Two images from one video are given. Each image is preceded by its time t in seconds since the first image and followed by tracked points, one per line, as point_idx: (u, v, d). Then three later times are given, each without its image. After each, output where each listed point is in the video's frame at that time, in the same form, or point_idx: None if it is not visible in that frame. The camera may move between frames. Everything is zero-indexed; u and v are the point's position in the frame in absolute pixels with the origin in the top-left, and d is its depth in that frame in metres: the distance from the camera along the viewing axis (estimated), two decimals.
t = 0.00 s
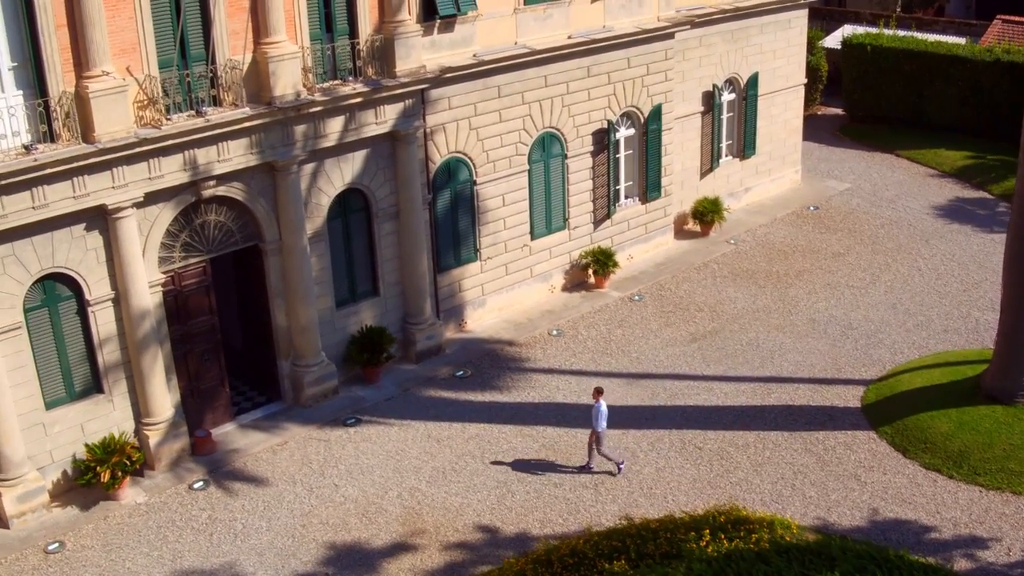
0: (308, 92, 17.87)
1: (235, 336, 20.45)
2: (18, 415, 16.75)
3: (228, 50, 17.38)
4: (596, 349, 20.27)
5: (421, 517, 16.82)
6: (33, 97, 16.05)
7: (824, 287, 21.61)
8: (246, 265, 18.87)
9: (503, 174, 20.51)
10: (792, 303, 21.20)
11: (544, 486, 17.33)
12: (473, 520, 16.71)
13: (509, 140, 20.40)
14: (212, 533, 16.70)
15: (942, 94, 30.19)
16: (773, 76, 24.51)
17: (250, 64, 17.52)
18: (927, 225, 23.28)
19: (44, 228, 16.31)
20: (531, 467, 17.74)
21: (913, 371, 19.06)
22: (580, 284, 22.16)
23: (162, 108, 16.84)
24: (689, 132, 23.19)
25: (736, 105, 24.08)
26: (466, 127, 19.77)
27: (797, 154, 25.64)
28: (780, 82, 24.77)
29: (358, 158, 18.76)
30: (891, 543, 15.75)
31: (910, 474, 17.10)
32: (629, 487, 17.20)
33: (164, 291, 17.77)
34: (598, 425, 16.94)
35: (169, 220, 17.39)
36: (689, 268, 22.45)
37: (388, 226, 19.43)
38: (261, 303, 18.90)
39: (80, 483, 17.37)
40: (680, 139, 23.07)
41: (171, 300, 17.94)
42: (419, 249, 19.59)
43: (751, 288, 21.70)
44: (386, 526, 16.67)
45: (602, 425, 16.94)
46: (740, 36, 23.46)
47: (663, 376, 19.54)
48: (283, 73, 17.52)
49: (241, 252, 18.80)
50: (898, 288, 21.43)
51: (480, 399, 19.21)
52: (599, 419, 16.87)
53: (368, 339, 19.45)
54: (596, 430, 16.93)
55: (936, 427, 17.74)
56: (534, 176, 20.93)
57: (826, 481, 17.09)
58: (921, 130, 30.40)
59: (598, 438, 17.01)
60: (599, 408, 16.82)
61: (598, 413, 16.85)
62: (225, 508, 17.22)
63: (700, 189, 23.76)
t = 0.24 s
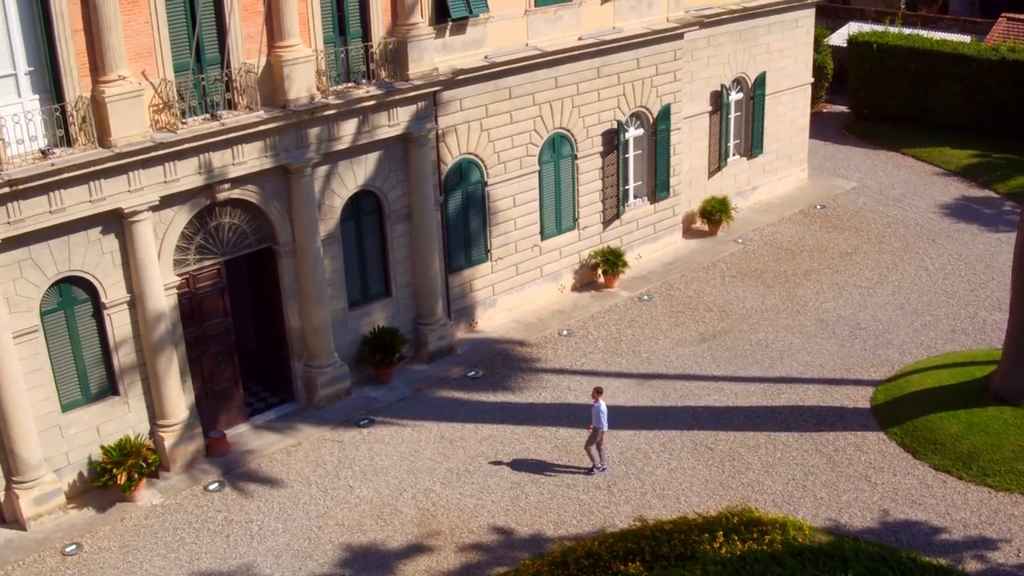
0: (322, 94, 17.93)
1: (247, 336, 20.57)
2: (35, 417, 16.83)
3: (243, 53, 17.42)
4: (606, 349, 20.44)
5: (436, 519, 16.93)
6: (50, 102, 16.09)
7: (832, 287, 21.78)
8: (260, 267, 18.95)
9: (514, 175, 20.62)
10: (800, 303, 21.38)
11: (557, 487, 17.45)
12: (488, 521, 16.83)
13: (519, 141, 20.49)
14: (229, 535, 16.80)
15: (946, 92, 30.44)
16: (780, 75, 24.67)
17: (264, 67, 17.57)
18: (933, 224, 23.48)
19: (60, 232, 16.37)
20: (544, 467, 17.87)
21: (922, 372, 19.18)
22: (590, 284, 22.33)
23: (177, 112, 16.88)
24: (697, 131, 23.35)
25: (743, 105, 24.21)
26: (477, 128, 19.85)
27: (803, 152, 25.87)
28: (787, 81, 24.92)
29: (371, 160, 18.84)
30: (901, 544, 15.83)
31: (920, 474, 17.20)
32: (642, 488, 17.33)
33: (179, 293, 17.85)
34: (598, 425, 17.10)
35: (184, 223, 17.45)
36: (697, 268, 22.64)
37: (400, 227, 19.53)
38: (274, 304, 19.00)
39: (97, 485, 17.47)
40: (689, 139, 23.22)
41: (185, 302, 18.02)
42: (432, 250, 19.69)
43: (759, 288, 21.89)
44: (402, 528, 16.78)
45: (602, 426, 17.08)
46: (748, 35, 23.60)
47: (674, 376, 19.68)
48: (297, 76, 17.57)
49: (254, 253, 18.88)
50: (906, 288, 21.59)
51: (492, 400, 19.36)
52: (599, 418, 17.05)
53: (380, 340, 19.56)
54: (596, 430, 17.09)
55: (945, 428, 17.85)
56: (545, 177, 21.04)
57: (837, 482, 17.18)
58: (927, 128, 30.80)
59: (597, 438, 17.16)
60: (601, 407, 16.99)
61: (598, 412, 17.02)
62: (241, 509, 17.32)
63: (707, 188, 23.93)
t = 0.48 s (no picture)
0: (335, 96, 17.99)
1: (259, 336, 20.69)
2: (51, 418, 16.88)
3: (256, 55, 17.47)
4: (616, 348, 20.59)
5: (450, 518, 16.97)
6: (66, 105, 16.12)
7: (839, 286, 21.95)
8: (272, 267, 19.04)
9: (524, 175, 20.74)
10: (808, 301, 21.57)
11: (571, 487, 17.49)
12: (501, 521, 16.85)
13: (529, 141, 20.61)
14: (244, 535, 16.82)
15: (950, 90, 30.75)
16: (785, 73, 25.03)
17: (277, 69, 17.63)
18: (939, 222, 23.81)
19: (76, 234, 16.41)
20: (556, 467, 17.95)
21: (931, 371, 19.32)
22: (599, 282, 22.55)
23: (192, 115, 16.92)
24: (704, 129, 23.61)
25: (750, 103, 24.54)
26: (488, 128, 19.94)
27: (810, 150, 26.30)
28: (792, 79, 25.31)
29: (383, 161, 18.91)
30: (913, 544, 15.85)
31: (929, 474, 17.27)
32: (654, 487, 17.39)
33: (193, 295, 17.93)
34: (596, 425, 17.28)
35: (198, 225, 17.51)
36: (705, 267, 22.87)
37: (411, 227, 19.62)
38: (287, 305, 19.10)
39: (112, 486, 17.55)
40: (696, 137, 23.50)
41: (199, 303, 18.11)
42: (443, 250, 19.80)
43: (767, 287, 22.08)
44: (416, 527, 16.79)
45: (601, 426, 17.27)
46: (755, 34, 23.89)
47: (685, 376, 19.81)
48: (310, 78, 17.63)
49: (267, 254, 18.96)
50: (913, 287, 21.73)
51: (504, 399, 19.48)
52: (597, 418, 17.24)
53: (392, 340, 19.67)
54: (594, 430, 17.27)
55: (954, 428, 17.94)
56: (555, 176, 21.22)
57: (847, 482, 17.24)
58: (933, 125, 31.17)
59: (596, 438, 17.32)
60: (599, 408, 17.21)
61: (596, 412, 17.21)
62: (256, 509, 17.38)
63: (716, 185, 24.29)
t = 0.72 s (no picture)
0: (348, 96, 18.04)
1: (271, 333, 20.79)
2: (67, 418, 16.96)
3: (270, 55, 17.51)
4: (626, 345, 20.74)
5: (464, 517, 17.06)
6: (81, 107, 16.15)
7: (847, 283, 22.12)
8: (284, 266, 19.10)
9: (534, 172, 20.83)
10: (816, 298, 21.73)
11: (584, 485, 17.59)
12: (515, 520, 16.94)
13: (539, 139, 20.68)
14: (259, 533, 16.92)
15: (956, 84, 30.91)
16: (793, 69, 25.15)
17: (290, 69, 17.67)
18: (946, 218, 24.00)
19: (91, 235, 16.45)
20: (569, 465, 18.06)
21: (939, 369, 19.45)
22: (608, 279, 22.66)
23: (206, 115, 16.96)
24: (712, 126, 23.75)
25: (758, 99, 24.68)
26: (498, 127, 20.00)
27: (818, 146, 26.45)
28: (800, 76, 25.39)
29: (395, 160, 18.96)
30: (922, 542, 15.99)
31: (938, 472, 17.39)
32: (665, 485, 17.50)
33: (207, 294, 18.00)
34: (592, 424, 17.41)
35: (211, 225, 17.56)
36: (713, 264, 23.03)
37: (423, 226, 19.69)
38: (299, 303, 19.18)
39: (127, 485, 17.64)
40: (705, 133, 23.64)
41: (213, 303, 18.18)
42: (454, 248, 19.89)
43: (775, 284, 22.25)
44: (430, 526, 16.89)
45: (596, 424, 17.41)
46: (763, 30, 23.99)
47: (696, 373, 19.94)
48: (323, 78, 17.66)
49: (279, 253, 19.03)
50: (919, 284, 21.88)
51: (515, 397, 19.60)
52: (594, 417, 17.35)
53: (404, 338, 19.76)
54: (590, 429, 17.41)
55: (963, 426, 18.07)
56: (564, 174, 21.30)
57: (857, 480, 17.35)
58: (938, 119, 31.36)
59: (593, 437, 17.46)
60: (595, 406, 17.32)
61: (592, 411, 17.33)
62: (271, 507, 17.47)
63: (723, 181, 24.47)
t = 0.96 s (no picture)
0: (360, 93, 18.06)
1: (282, 327, 20.90)
2: (81, 414, 17.01)
3: (282, 53, 17.53)
4: (635, 339, 20.87)
5: (477, 512, 17.10)
6: (95, 105, 16.14)
7: (854, 277, 22.27)
8: (296, 262, 19.16)
9: (544, 167, 20.91)
10: (824, 292, 21.87)
11: (596, 481, 17.66)
12: (528, 515, 16.98)
13: (549, 134, 20.75)
14: (274, 529, 16.96)
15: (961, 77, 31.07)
16: (800, 63, 25.28)
17: (303, 67, 17.69)
18: (953, 211, 24.19)
19: (105, 232, 16.45)
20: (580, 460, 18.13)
21: (947, 364, 19.58)
22: (616, 273, 22.84)
23: (219, 113, 16.98)
24: (720, 120, 23.85)
25: (765, 93, 24.81)
26: (508, 122, 20.04)
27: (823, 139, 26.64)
28: (806, 70, 25.53)
29: (406, 156, 18.99)
30: (932, 537, 16.07)
31: (947, 467, 17.48)
32: (676, 480, 17.57)
33: (220, 291, 18.06)
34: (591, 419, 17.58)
35: (224, 222, 17.59)
36: (721, 258, 23.21)
37: (433, 221, 19.76)
38: (311, 299, 19.25)
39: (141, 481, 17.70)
40: (712, 127, 23.75)
41: (226, 299, 18.25)
42: (464, 243, 19.97)
43: (782, 277, 22.42)
44: (443, 521, 16.92)
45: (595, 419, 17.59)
46: (770, 24, 24.04)
47: (707, 368, 20.05)
48: (335, 75, 17.67)
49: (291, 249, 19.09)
50: (926, 278, 22.01)
51: (526, 392, 19.70)
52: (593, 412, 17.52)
53: (415, 333, 19.85)
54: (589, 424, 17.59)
55: (971, 421, 18.16)
56: (573, 168, 21.40)
57: (867, 475, 17.43)
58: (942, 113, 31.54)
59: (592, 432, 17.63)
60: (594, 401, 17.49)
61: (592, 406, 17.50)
62: (284, 503, 17.53)
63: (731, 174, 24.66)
